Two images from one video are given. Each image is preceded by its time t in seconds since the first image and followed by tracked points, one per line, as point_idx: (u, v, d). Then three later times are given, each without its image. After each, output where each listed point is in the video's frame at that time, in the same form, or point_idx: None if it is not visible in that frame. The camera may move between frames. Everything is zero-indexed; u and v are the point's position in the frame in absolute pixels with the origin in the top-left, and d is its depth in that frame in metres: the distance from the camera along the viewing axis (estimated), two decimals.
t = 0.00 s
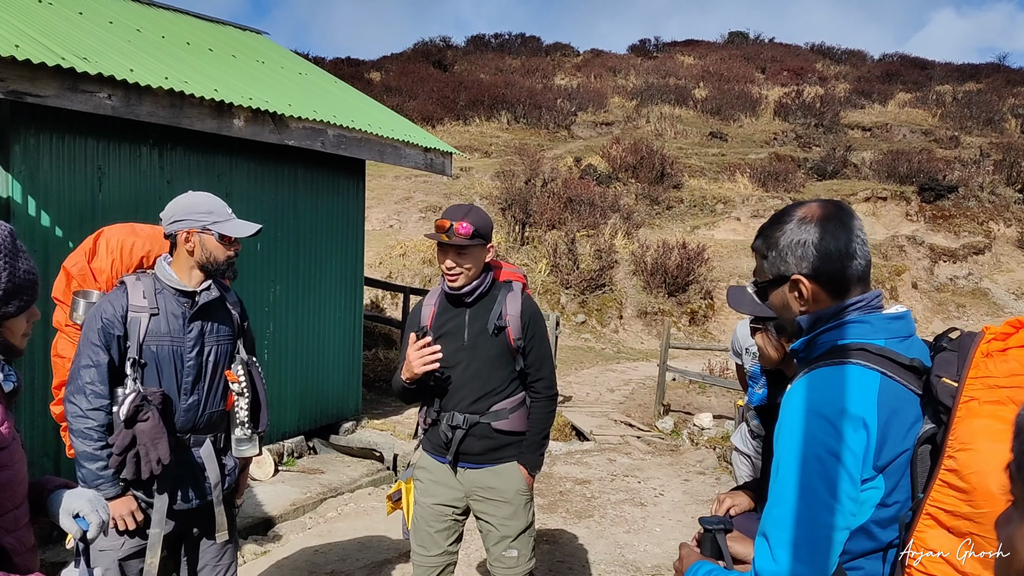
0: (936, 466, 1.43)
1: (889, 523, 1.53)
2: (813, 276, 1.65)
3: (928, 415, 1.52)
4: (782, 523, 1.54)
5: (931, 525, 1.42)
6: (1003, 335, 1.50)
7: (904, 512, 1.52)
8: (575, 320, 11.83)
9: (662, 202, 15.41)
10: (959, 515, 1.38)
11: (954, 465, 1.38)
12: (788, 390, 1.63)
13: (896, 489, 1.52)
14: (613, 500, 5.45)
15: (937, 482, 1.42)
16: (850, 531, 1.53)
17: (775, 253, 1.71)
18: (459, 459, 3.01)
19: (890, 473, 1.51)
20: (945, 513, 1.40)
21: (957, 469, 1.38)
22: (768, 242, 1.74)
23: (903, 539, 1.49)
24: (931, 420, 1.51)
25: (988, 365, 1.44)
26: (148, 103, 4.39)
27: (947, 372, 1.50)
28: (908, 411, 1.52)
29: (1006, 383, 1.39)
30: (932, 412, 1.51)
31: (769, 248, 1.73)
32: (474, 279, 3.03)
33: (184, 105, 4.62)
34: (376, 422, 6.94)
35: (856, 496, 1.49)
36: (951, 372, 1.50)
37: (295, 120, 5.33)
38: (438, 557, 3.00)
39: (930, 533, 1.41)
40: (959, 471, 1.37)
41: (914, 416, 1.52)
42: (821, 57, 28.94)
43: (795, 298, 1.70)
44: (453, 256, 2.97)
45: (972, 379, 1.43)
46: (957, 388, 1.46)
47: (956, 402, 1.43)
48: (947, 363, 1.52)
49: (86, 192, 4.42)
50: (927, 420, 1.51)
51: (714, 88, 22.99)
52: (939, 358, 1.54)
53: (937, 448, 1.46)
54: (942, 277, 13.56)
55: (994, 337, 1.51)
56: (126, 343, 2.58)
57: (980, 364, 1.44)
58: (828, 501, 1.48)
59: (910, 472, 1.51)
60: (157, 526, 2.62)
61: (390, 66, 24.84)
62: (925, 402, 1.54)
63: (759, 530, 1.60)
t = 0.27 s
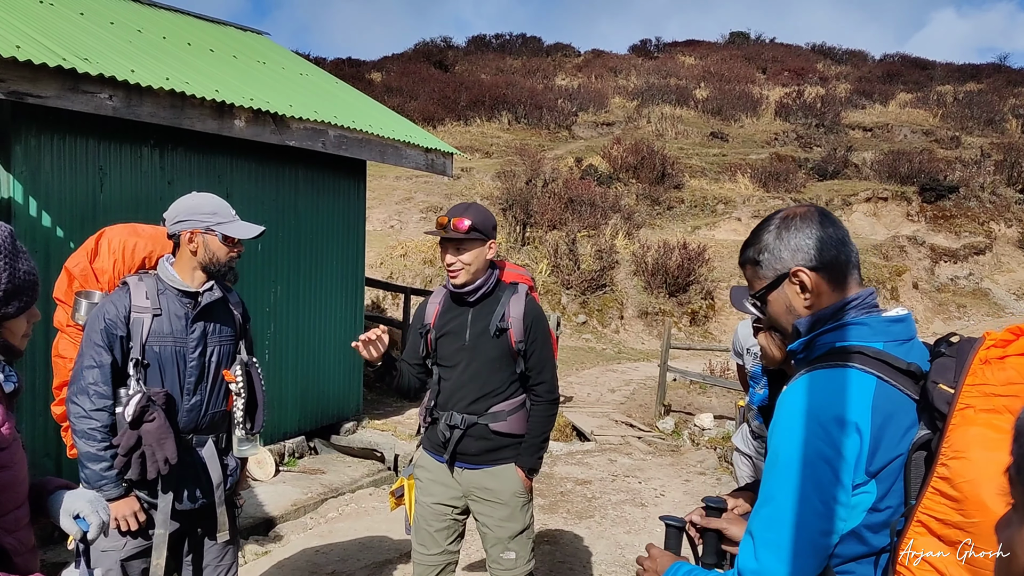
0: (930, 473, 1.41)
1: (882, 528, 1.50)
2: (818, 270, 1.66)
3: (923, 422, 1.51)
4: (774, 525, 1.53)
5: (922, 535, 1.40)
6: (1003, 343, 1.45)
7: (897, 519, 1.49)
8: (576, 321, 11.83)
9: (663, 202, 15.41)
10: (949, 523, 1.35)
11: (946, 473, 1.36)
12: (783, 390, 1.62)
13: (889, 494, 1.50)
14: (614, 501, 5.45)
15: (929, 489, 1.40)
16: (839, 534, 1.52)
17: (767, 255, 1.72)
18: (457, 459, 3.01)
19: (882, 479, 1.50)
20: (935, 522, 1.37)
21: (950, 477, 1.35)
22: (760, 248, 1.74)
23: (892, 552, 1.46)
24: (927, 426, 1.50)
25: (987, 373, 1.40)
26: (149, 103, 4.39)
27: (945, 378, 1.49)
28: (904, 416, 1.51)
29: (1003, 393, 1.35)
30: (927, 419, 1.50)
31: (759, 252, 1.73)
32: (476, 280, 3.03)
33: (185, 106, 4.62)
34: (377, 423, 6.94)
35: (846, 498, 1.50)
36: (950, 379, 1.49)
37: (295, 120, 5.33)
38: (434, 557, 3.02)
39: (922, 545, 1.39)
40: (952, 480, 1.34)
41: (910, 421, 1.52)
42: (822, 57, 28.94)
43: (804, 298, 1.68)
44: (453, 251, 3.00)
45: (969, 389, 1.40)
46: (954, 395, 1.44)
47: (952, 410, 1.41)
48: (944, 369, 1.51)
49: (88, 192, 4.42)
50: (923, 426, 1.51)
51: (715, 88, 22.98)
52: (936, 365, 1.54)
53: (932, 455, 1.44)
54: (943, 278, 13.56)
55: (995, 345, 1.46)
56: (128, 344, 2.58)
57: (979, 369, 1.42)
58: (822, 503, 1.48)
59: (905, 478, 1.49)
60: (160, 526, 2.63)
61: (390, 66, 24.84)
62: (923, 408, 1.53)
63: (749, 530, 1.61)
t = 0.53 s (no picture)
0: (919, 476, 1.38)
1: (871, 530, 1.53)
2: (815, 272, 1.66)
3: (916, 424, 1.51)
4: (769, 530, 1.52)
5: (909, 536, 1.37)
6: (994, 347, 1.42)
7: (886, 521, 1.52)
8: (576, 320, 11.84)
9: (663, 202, 15.41)
10: (938, 527, 1.32)
11: (935, 475, 1.33)
12: (775, 392, 1.61)
13: (879, 496, 1.52)
14: (614, 500, 5.45)
15: (919, 491, 1.37)
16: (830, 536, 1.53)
17: (766, 252, 1.73)
18: (460, 457, 3.02)
19: (872, 481, 1.52)
20: (924, 523, 1.35)
21: (939, 479, 1.32)
22: (757, 247, 1.75)
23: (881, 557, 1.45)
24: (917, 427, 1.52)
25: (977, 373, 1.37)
26: (149, 103, 4.40)
27: (937, 380, 1.46)
28: (897, 419, 1.52)
29: (995, 394, 1.32)
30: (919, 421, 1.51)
31: (759, 250, 1.74)
32: (482, 279, 3.04)
33: (185, 105, 4.62)
34: (377, 422, 6.95)
35: (836, 501, 1.51)
36: (941, 380, 1.46)
37: (296, 119, 5.34)
38: (437, 557, 3.02)
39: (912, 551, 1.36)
40: (940, 481, 1.32)
41: (902, 424, 1.53)
42: (822, 57, 28.94)
43: (796, 300, 1.69)
44: (459, 257, 2.98)
45: (961, 388, 1.38)
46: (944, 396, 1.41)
47: (944, 411, 1.38)
48: (937, 370, 1.48)
49: (88, 192, 4.43)
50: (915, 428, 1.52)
51: (715, 88, 22.97)
52: (929, 366, 1.51)
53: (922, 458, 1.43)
54: (943, 278, 13.56)
55: (988, 346, 1.44)
56: (129, 343, 2.59)
57: (970, 371, 1.39)
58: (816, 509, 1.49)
59: (894, 479, 1.51)
60: (161, 526, 2.63)
61: (390, 66, 24.85)
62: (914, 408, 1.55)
63: (739, 533, 1.61)
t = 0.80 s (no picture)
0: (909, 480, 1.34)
1: (867, 534, 1.53)
2: (811, 281, 1.63)
3: (908, 428, 1.48)
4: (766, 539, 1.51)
5: (904, 540, 1.32)
6: (984, 349, 1.36)
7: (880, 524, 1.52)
8: (576, 320, 11.83)
9: (662, 202, 15.40)
10: (929, 531, 1.28)
11: (926, 479, 1.29)
12: (767, 397, 1.59)
13: (872, 501, 1.51)
14: (614, 500, 5.44)
15: (909, 496, 1.33)
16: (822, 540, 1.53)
17: (776, 240, 1.70)
18: (469, 460, 2.99)
19: (865, 485, 1.51)
20: (917, 527, 1.30)
21: (929, 483, 1.28)
22: (777, 226, 1.71)
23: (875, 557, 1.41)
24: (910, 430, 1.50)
25: (970, 376, 1.31)
26: (148, 103, 4.39)
27: (927, 382, 1.43)
28: (889, 422, 1.51)
29: (985, 397, 1.28)
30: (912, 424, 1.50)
31: (773, 234, 1.71)
32: (491, 278, 3.04)
33: (184, 105, 4.62)
34: (377, 423, 6.94)
35: (829, 506, 1.51)
36: (931, 382, 1.43)
37: (295, 120, 5.33)
38: (442, 561, 3.00)
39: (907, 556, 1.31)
40: (931, 486, 1.28)
41: (894, 425, 1.51)
42: (821, 57, 28.94)
43: (783, 292, 1.70)
44: (475, 251, 2.99)
45: (951, 391, 1.33)
46: (936, 398, 1.36)
47: (933, 413, 1.34)
48: (926, 373, 1.45)
49: (87, 192, 4.42)
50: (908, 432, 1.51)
51: (714, 87, 22.97)
52: (919, 368, 1.48)
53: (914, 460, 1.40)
54: (943, 277, 13.55)
55: (980, 347, 1.38)
56: (131, 344, 2.58)
57: (961, 374, 1.33)
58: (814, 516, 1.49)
59: (886, 484, 1.50)
60: (160, 527, 2.62)
61: (390, 66, 24.84)
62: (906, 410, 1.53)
63: (731, 539, 1.61)
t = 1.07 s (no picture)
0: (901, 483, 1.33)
1: (855, 542, 1.57)
2: (812, 285, 1.64)
3: (898, 433, 1.49)
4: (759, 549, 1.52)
5: (894, 546, 1.33)
6: (975, 350, 1.35)
7: (869, 532, 1.56)
8: (575, 321, 11.83)
9: (662, 202, 15.40)
10: (919, 535, 1.27)
11: (916, 483, 1.28)
12: (757, 403, 1.58)
13: (863, 508, 1.55)
14: (613, 501, 5.45)
15: (899, 501, 1.32)
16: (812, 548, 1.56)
17: (782, 239, 1.69)
18: (482, 462, 2.97)
19: (856, 492, 1.54)
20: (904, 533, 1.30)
21: (919, 488, 1.28)
22: (785, 223, 1.71)
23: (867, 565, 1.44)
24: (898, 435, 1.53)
25: (960, 379, 1.30)
26: (147, 104, 4.39)
27: (916, 387, 1.44)
28: (879, 429, 1.54)
29: (973, 398, 1.26)
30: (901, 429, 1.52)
31: (781, 232, 1.70)
32: (494, 277, 3.05)
33: (183, 106, 4.61)
34: (376, 423, 6.94)
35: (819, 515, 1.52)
36: (920, 387, 1.44)
37: (294, 120, 5.33)
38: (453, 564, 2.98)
39: (894, 559, 1.32)
40: (920, 490, 1.27)
41: (883, 432, 1.54)
42: (820, 57, 28.95)
43: (782, 290, 1.69)
44: (478, 251, 3.00)
45: (940, 394, 1.32)
46: (926, 401, 1.36)
47: (923, 417, 1.33)
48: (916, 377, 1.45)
49: (86, 193, 4.42)
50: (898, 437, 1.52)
51: (713, 87, 22.97)
52: (908, 372, 1.49)
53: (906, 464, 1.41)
54: (942, 277, 13.56)
55: (969, 348, 1.37)
56: (132, 346, 2.58)
57: (951, 377, 1.32)
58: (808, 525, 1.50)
59: (876, 490, 1.54)
60: (158, 529, 2.62)
61: (389, 66, 24.82)
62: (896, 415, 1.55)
63: (718, 547, 1.62)
